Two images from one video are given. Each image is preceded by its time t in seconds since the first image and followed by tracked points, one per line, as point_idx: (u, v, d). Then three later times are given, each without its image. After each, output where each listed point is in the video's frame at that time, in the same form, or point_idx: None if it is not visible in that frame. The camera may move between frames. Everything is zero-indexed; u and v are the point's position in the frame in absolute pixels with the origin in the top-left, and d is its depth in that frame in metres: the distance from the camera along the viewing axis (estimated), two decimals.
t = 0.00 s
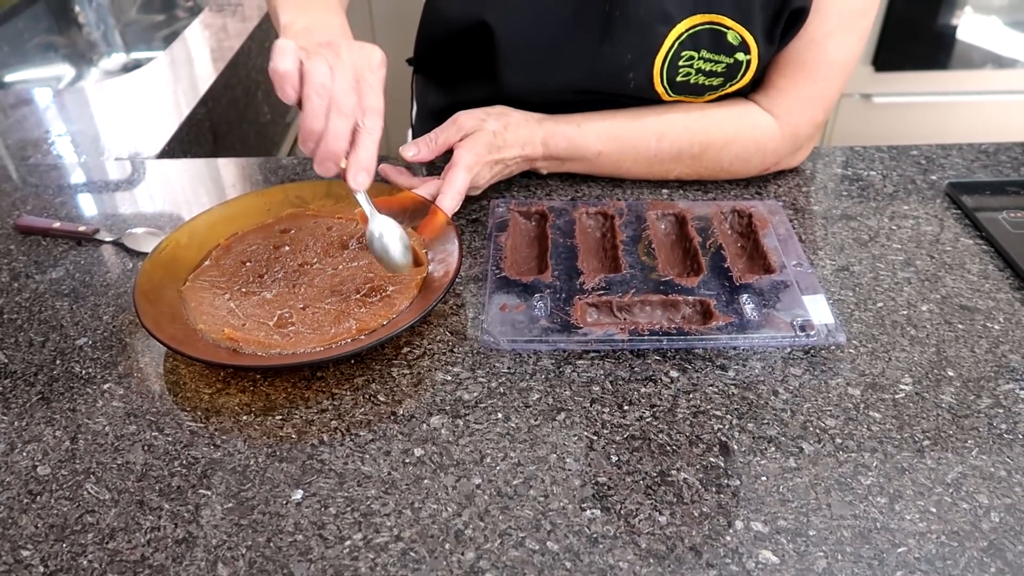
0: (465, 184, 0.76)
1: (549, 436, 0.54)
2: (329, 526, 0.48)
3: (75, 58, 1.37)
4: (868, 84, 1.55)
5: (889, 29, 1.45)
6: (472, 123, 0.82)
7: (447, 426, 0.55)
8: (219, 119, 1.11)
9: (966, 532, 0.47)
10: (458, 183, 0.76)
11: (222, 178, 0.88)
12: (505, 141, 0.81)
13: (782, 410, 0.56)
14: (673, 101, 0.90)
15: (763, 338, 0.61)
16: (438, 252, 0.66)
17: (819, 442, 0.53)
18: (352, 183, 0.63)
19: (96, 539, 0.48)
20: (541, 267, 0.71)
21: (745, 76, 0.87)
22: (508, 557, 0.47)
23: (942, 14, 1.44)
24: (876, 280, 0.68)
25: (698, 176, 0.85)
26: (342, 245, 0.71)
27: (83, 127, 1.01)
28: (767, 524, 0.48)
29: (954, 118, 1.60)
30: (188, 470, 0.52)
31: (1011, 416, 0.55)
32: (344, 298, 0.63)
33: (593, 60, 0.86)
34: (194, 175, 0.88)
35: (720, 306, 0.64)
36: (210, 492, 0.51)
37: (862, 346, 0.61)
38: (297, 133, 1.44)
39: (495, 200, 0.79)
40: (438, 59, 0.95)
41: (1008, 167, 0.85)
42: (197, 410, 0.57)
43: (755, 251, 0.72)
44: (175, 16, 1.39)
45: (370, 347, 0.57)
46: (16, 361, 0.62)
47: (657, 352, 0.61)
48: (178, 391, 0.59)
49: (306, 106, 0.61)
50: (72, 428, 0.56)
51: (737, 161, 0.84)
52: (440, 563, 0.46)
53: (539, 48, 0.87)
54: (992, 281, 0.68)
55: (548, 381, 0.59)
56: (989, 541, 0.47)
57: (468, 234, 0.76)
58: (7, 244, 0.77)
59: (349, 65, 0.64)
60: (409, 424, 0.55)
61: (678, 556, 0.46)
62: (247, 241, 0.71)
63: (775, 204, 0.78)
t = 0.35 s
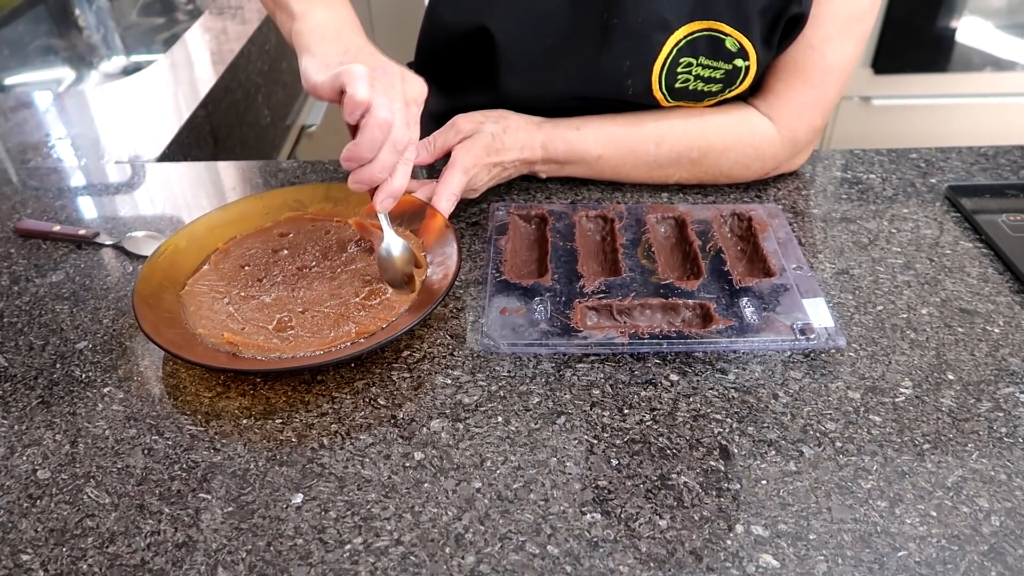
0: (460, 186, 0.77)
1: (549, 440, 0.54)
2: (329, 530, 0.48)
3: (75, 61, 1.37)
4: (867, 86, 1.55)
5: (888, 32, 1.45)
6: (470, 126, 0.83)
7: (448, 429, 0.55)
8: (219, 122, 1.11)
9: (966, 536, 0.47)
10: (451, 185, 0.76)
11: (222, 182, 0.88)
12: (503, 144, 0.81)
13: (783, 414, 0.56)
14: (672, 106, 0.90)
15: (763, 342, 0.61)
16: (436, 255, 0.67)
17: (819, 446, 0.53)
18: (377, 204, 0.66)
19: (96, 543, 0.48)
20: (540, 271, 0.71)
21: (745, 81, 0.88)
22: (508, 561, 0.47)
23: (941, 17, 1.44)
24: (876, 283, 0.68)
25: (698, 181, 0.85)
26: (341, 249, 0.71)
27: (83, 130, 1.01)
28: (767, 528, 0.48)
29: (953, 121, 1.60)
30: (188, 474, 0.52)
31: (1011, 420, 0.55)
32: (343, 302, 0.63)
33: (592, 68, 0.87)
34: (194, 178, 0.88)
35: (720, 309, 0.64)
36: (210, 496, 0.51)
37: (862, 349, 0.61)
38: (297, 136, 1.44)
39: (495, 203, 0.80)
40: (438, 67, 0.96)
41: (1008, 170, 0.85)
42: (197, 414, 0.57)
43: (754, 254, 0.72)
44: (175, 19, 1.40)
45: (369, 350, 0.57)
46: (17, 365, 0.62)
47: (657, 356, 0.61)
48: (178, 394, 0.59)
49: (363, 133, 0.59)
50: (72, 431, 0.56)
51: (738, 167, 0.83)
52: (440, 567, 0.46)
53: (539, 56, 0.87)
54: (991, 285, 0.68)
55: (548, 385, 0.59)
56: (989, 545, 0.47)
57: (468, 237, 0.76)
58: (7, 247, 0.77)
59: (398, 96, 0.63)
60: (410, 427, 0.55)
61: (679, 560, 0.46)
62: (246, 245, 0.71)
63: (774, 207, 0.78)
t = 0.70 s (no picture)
0: (460, 187, 0.76)
1: (549, 441, 0.54)
2: (328, 531, 0.48)
3: (74, 61, 1.37)
4: (866, 86, 1.55)
5: (887, 33, 1.45)
6: (470, 127, 0.82)
7: (447, 430, 0.55)
8: (218, 122, 1.11)
9: (967, 537, 0.47)
10: (452, 187, 0.76)
11: (221, 182, 0.87)
12: (503, 145, 0.81)
13: (783, 415, 0.55)
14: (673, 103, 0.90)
15: (763, 343, 0.61)
16: (435, 257, 0.66)
17: (819, 447, 0.53)
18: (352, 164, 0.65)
19: (94, 544, 0.48)
20: (541, 271, 0.71)
21: (749, 79, 0.87)
22: (508, 562, 0.46)
23: (941, 18, 1.44)
24: (876, 284, 0.68)
25: (699, 183, 0.85)
26: (339, 250, 0.70)
27: (83, 130, 1.01)
28: (767, 529, 0.48)
29: (952, 122, 1.60)
30: (187, 475, 0.52)
31: (1012, 421, 0.54)
32: (342, 303, 0.63)
33: (593, 62, 0.87)
34: (193, 178, 0.88)
35: (721, 310, 0.64)
36: (209, 497, 0.51)
37: (862, 350, 0.61)
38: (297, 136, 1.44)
39: (495, 205, 0.79)
40: (443, 58, 0.96)
41: (1008, 171, 0.85)
42: (196, 414, 0.57)
43: (755, 255, 0.72)
44: (174, 19, 1.40)
45: (367, 352, 0.57)
46: (15, 365, 0.62)
47: (658, 357, 0.61)
48: (177, 395, 0.58)
49: (337, 84, 0.60)
50: (71, 432, 0.56)
51: (738, 169, 0.83)
52: (440, 568, 0.46)
53: (540, 50, 0.87)
54: (992, 286, 0.68)
55: (548, 386, 0.58)
56: (990, 546, 0.47)
57: (468, 238, 0.76)
58: (5, 248, 0.77)
59: (375, 54, 0.66)
60: (409, 428, 0.55)
61: (679, 562, 0.46)
62: (244, 245, 0.71)
63: (774, 208, 0.78)
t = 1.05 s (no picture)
0: (459, 184, 0.76)
1: (547, 440, 0.54)
2: (325, 530, 0.48)
3: (73, 60, 1.36)
4: (865, 87, 1.55)
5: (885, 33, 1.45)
6: (468, 127, 0.82)
7: (445, 429, 0.55)
8: (217, 121, 1.11)
9: (966, 536, 0.47)
10: (451, 184, 0.76)
11: (219, 181, 0.87)
12: (502, 142, 0.81)
13: (782, 414, 0.55)
14: (673, 96, 0.89)
15: (762, 341, 0.61)
16: (433, 256, 0.66)
17: (818, 446, 0.53)
18: (330, 95, 0.64)
19: (90, 544, 0.48)
20: (538, 270, 0.70)
21: (750, 73, 0.86)
22: (505, 561, 0.46)
23: (941, 18, 1.45)
24: (875, 283, 0.68)
25: (698, 182, 0.85)
26: (337, 249, 0.70)
27: (81, 129, 1.01)
28: (766, 528, 0.47)
29: (951, 122, 1.60)
30: (183, 474, 0.52)
31: (1011, 420, 0.54)
32: (339, 302, 0.63)
33: (596, 52, 0.87)
34: (192, 177, 0.88)
35: (719, 309, 0.64)
36: (206, 496, 0.50)
37: (861, 349, 0.61)
38: (296, 136, 1.44)
39: (495, 204, 0.79)
40: (447, 47, 0.97)
41: (1007, 170, 0.85)
42: (193, 413, 0.56)
43: (754, 254, 0.72)
44: (173, 18, 1.39)
45: (364, 351, 0.56)
46: (12, 364, 0.62)
47: (656, 356, 0.61)
48: (174, 394, 0.58)
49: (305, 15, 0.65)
50: (67, 431, 0.55)
51: (737, 168, 0.83)
52: (437, 568, 0.46)
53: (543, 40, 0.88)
54: (991, 284, 0.68)
55: (546, 385, 0.58)
56: (989, 545, 0.46)
57: (466, 236, 0.76)
58: (2, 247, 0.77)
59: None
60: (406, 427, 0.55)
61: (677, 561, 0.46)
62: (242, 245, 0.70)
63: (773, 208, 0.78)
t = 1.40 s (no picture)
0: (457, 180, 0.76)
1: (547, 439, 0.54)
2: (325, 529, 0.48)
3: (72, 61, 1.36)
4: (864, 86, 1.55)
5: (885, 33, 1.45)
6: (468, 123, 0.82)
7: (445, 428, 0.55)
8: (216, 121, 1.11)
9: (966, 535, 0.47)
10: (449, 180, 0.75)
11: (219, 181, 0.87)
12: (502, 139, 0.80)
13: (781, 412, 0.55)
14: (674, 89, 0.90)
15: (762, 340, 0.61)
16: (433, 255, 0.66)
17: (817, 445, 0.53)
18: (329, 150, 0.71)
19: (89, 543, 0.48)
20: (538, 270, 0.70)
21: (750, 70, 0.87)
22: (505, 561, 0.46)
23: (941, 17, 1.45)
24: (875, 282, 0.68)
25: (697, 180, 0.85)
26: (337, 248, 0.70)
27: (80, 130, 1.01)
28: (765, 527, 0.47)
29: (951, 121, 1.60)
30: (183, 474, 0.52)
31: (1010, 419, 0.54)
32: (339, 302, 0.63)
33: (597, 45, 0.86)
34: (191, 177, 0.88)
35: (719, 308, 0.64)
36: (206, 496, 0.50)
37: (861, 348, 0.61)
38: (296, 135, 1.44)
39: (494, 203, 0.79)
40: (453, 40, 0.97)
41: (1006, 169, 0.85)
42: (193, 413, 0.56)
43: (754, 253, 0.72)
44: (173, 19, 1.39)
45: (364, 351, 0.56)
46: (11, 364, 0.62)
47: (656, 355, 0.61)
48: (173, 394, 0.58)
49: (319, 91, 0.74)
50: (67, 431, 0.55)
51: (736, 167, 0.83)
52: (436, 567, 0.46)
53: (545, 34, 0.87)
54: (990, 283, 0.67)
55: (546, 384, 0.58)
56: (989, 544, 0.46)
57: (466, 236, 0.76)
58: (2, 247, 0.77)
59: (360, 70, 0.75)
60: (406, 426, 0.55)
61: (677, 560, 0.46)
62: (241, 245, 0.70)
63: (773, 207, 0.78)
